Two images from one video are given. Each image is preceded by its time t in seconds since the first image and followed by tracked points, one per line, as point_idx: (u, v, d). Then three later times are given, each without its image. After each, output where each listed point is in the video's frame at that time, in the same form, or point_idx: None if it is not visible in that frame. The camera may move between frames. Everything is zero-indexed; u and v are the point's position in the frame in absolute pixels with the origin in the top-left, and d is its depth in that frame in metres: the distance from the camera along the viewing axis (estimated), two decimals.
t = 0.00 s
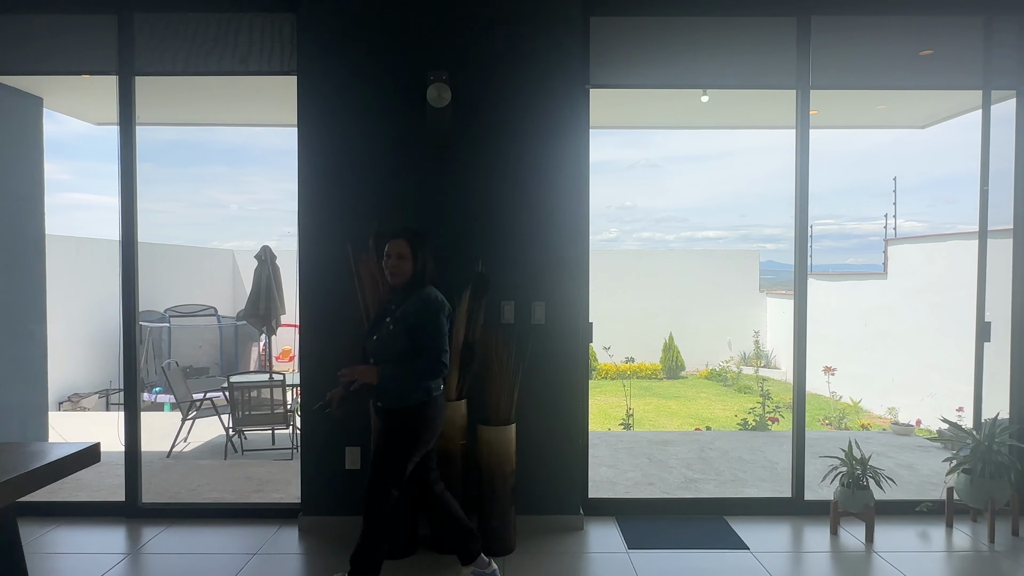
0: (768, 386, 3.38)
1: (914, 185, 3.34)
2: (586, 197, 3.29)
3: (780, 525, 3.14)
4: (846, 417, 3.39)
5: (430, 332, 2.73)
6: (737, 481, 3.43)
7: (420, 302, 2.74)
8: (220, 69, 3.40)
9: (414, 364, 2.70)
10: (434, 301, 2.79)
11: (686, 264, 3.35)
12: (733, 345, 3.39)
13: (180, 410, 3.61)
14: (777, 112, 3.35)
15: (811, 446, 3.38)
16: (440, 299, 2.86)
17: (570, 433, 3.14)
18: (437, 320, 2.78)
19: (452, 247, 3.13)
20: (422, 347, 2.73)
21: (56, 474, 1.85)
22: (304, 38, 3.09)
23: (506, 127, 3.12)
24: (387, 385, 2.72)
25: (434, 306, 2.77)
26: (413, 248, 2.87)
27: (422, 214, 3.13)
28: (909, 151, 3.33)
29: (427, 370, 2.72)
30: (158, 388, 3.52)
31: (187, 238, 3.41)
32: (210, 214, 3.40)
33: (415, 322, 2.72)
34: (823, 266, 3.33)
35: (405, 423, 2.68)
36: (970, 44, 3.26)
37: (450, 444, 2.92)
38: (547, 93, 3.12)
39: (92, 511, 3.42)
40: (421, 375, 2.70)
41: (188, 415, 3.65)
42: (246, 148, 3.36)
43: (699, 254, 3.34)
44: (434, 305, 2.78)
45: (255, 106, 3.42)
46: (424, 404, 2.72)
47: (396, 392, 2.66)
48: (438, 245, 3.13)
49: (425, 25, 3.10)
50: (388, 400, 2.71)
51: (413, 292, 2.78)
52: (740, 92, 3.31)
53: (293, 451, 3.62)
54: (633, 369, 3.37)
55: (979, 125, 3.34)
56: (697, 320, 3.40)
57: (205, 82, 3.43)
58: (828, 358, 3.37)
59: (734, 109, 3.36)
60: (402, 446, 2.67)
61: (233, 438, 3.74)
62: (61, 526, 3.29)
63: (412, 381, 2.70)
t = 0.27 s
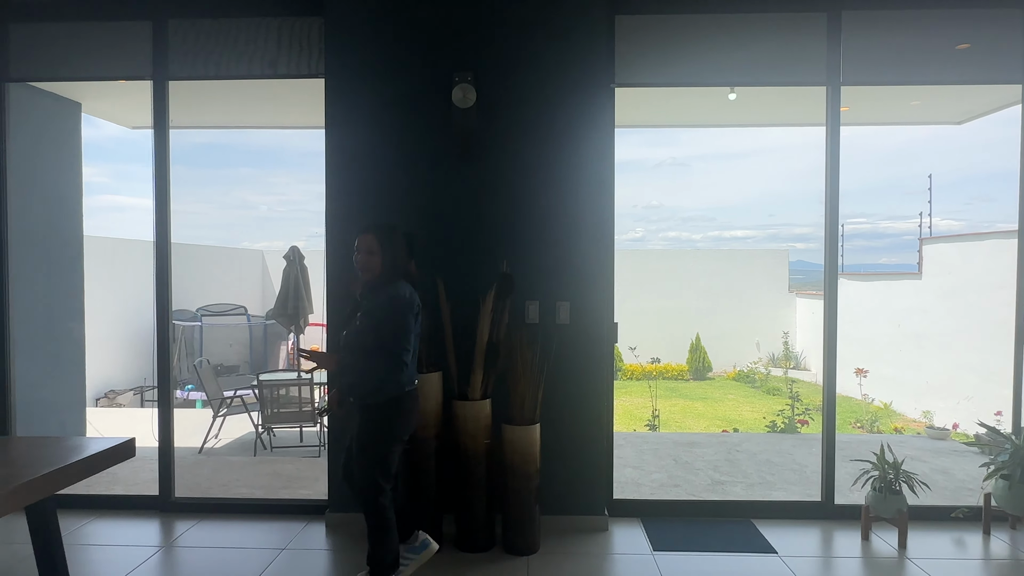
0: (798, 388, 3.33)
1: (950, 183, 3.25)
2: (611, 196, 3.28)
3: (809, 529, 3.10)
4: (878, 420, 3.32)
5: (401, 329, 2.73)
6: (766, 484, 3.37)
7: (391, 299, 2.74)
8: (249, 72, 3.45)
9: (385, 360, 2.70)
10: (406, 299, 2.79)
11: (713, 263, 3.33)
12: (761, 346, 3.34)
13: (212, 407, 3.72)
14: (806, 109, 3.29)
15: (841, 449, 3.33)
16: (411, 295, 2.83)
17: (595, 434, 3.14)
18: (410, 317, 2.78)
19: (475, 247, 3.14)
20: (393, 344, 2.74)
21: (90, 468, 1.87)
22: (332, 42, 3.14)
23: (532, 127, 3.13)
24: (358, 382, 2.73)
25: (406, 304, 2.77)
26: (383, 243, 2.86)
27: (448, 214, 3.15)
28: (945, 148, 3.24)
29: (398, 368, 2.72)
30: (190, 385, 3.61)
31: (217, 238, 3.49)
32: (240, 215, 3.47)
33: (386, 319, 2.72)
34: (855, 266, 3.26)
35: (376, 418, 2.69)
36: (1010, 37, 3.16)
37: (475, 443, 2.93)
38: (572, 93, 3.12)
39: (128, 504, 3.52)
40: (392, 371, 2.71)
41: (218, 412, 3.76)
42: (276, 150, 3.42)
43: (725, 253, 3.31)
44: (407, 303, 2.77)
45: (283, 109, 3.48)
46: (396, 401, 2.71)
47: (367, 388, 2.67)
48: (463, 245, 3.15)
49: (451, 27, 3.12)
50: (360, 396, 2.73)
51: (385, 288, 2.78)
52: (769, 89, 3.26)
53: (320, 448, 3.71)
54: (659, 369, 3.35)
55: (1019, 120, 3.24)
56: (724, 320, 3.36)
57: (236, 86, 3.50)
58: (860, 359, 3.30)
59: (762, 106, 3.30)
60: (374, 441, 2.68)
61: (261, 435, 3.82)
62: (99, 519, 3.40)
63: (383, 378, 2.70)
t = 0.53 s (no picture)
0: (830, 391, 3.26)
1: (992, 180, 3.15)
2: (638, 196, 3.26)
3: (842, 534, 3.03)
4: (916, 425, 3.24)
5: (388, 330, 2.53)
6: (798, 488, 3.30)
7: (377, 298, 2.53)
8: (280, 75, 3.51)
9: (374, 364, 2.51)
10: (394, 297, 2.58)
11: (744, 263, 3.27)
12: (793, 347, 3.27)
13: (245, 404, 3.66)
14: (840, 105, 3.22)
15: (876, 454, 3.24)
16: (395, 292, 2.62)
17: (622, 435, 3.12)
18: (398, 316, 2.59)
19: (502, 246, 3.15)
20: (381, 346, 2.54)
21: (126, 464, 1.87)
22: (362, 45, 3.19)
23: (558, 127, 3.12)
24: (342, 389, 2.54)
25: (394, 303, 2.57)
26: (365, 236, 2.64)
27: (474, 214, 3.17)
28: (987, 144, 3.13)
29: (387, 371, 2.53)
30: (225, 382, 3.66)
31: (252, 239, 3.58)
32: (272, 215, 3.54)
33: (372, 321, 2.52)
34: (890, 265, 3.19)
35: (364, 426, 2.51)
36: None
37: (501, 443, 2.93)
38: (599, 91, 3.10)
39: (165, 498, 3.62)
40: (380, 375, 2.52)
41: (251, 409, 3.67)
42: (306, 152, 3.48)
43: (756, 253, 3.26)
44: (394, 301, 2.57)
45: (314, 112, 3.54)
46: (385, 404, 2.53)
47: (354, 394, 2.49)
48: (490, 245, 3.16)
49: (478, 28, 3.14)
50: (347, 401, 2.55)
51: (370, 287, 2.57)
52: (801, 86, 3.19)
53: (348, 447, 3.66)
54: (689, 371, 3.31)
55: None
56: (755, 320, 3.31)
57: (267, 90, 3.57)
58: (896, 362, 3.22)
59: (794, 103, 3.24)
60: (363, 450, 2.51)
61: (291, 431, 3.67)
62: (137, 512, 3.50)
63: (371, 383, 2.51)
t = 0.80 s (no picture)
0: (870, 394, 3.17)
1: None
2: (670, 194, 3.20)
3: (882, 541, 2.95)
4: (960, 430, 3.14)
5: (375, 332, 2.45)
6: (835, 494, 3.23)
7: (362, 300, 2.44)
8: (313, 78, 3.56)
9: (362, 364, 2.43)
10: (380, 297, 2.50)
11: (780, 263, 3.21)
12: (832, 349, 3.20)
13: (279, 401, 3.74)
14: (879, 101, 3.13)
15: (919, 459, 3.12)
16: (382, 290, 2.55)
17: (653, 436, 3.09)
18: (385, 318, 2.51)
19: (531, 246, 3.15)
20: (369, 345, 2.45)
21: (166, 457, 1.91)
22: (394, 47, 3.22)
23: (589, 126, 3.11)
24: (328, 390, 2.43)
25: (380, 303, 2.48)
26: (353, 236, 2.55)
27: (503, 214, 3.17)
28: None
29: (376, 371, 2.47)
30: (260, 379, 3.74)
31: (287, 239, 3.64)
32: (307, 216, 3.60)
33: (357, 323, 2.42)
34: (933, 265, 3.08)
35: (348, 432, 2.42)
36: None
37: (530, 443, 2.93)
38: (630, 90, 3.08)
39: (202, 492, 3.72)
40: (365, 378, 2.44)
41: (285, 406, 3.75)
42: (339, 154, 3.54)
43: (792, 252, 3.20)
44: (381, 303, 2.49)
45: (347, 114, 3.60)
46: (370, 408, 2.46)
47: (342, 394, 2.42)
48: (519, 245, 3.16)
49: (508, 28, 3.14)
50: (330, 404, 2.44)
51: (357, 287, 2.49)
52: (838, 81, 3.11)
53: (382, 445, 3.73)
54: (723, 372, 3.27)
55: None
56: (791, 321, 3.24)
57: (301, 92, 3.63)
58: (940, 364, 3.12)
59: (831, 99, 3.16)
60: (349, 454, 2.43)
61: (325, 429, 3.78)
62: (175, 505, 3.59)
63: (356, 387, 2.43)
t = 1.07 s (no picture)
0: (915, 399, 3.06)
1: None
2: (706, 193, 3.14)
3: (927, 550, 2.85)
4: (1013, 437, 3.01)
5: (361, 325, 2.55)
6: (877, 501, 3.15)
7: (347, 294, 2.54)
8: (349, 82, 3.62)
9: (354, 357, 2.53)
10: (368, 292, 2.60)
11: (820, 262, 3.14)
12: (876, 352, 3.11)
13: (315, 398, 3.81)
14: (925, 94, 3.02)
15: (967, 467, 3.01)
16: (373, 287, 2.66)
17: (687, 437, 3.04)
18: (373, 312, 2.61)
19: (563, 246, 3.14)
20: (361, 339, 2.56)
21: (200, 453, 1.91)
22: (428, 49, 3.26)
23: (623, 124, 3.08)
24: (321, 382, 2.54)
25: (367, 297, 2.58)
26: (345, 235, 2.65)
27: (535, 213, 3.17)
28: None
29: (367, 364, 2.59)
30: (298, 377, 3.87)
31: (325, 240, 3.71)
32: (343, 217, 3.66)
33: (344, 315, 2.52)
34: (984, 265, 2.96)
35: (339, 418, 2.53)
36: None
37: (562, 443, 2.92)
38: (664, 87, 3.04)
39: (241, 486, 3.81)
40: (355, 368, 2.54)
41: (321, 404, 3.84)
42: (375, 156, 3.59)
43: (833, 251, 3.12)
44: (367, 297, 2.59)
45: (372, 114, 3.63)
46: (359, 397, 2.56)
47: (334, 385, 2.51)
48: (551, 244, 3.16)
49: (541, 27, 3.14)
50: (323, 395, 2.54)
51: (350, 283, 2.59)
52: (882, 75, 3.02)
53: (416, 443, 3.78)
54: (762, 374, 3.21)
55: None
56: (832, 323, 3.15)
57: (337, 94, 3.69)
58: (990, 368, 3.00)
59: (874, 93, 3.06)
60: (338, 443, 2.55)
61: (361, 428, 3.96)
62: (217, 498, 3.70)
63: (344, 376, 2.52)
